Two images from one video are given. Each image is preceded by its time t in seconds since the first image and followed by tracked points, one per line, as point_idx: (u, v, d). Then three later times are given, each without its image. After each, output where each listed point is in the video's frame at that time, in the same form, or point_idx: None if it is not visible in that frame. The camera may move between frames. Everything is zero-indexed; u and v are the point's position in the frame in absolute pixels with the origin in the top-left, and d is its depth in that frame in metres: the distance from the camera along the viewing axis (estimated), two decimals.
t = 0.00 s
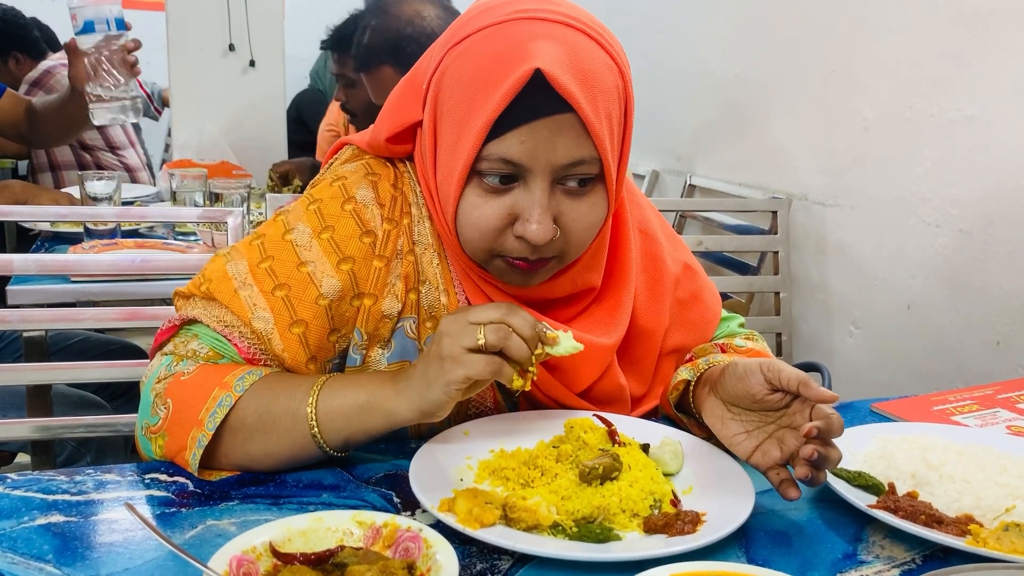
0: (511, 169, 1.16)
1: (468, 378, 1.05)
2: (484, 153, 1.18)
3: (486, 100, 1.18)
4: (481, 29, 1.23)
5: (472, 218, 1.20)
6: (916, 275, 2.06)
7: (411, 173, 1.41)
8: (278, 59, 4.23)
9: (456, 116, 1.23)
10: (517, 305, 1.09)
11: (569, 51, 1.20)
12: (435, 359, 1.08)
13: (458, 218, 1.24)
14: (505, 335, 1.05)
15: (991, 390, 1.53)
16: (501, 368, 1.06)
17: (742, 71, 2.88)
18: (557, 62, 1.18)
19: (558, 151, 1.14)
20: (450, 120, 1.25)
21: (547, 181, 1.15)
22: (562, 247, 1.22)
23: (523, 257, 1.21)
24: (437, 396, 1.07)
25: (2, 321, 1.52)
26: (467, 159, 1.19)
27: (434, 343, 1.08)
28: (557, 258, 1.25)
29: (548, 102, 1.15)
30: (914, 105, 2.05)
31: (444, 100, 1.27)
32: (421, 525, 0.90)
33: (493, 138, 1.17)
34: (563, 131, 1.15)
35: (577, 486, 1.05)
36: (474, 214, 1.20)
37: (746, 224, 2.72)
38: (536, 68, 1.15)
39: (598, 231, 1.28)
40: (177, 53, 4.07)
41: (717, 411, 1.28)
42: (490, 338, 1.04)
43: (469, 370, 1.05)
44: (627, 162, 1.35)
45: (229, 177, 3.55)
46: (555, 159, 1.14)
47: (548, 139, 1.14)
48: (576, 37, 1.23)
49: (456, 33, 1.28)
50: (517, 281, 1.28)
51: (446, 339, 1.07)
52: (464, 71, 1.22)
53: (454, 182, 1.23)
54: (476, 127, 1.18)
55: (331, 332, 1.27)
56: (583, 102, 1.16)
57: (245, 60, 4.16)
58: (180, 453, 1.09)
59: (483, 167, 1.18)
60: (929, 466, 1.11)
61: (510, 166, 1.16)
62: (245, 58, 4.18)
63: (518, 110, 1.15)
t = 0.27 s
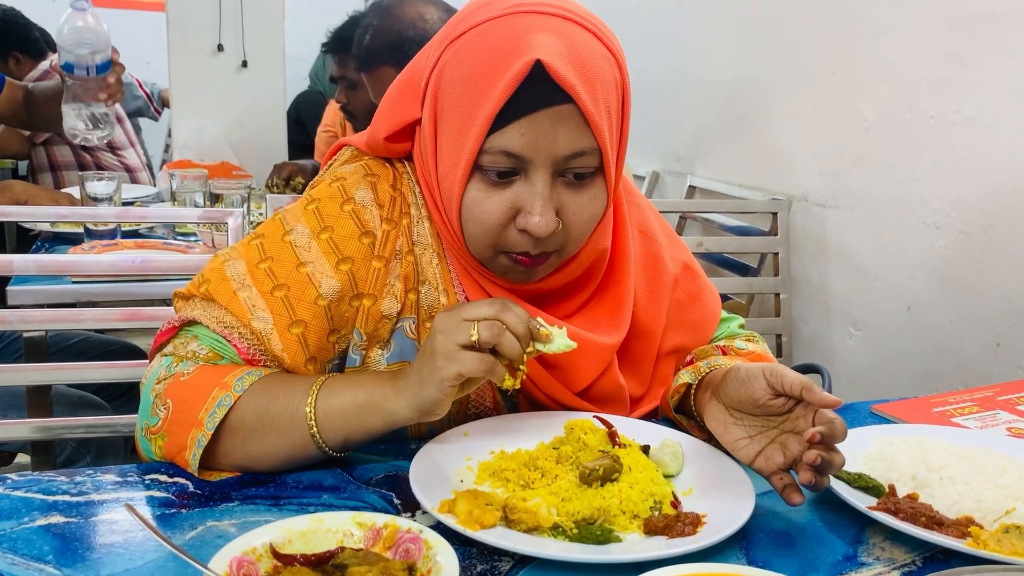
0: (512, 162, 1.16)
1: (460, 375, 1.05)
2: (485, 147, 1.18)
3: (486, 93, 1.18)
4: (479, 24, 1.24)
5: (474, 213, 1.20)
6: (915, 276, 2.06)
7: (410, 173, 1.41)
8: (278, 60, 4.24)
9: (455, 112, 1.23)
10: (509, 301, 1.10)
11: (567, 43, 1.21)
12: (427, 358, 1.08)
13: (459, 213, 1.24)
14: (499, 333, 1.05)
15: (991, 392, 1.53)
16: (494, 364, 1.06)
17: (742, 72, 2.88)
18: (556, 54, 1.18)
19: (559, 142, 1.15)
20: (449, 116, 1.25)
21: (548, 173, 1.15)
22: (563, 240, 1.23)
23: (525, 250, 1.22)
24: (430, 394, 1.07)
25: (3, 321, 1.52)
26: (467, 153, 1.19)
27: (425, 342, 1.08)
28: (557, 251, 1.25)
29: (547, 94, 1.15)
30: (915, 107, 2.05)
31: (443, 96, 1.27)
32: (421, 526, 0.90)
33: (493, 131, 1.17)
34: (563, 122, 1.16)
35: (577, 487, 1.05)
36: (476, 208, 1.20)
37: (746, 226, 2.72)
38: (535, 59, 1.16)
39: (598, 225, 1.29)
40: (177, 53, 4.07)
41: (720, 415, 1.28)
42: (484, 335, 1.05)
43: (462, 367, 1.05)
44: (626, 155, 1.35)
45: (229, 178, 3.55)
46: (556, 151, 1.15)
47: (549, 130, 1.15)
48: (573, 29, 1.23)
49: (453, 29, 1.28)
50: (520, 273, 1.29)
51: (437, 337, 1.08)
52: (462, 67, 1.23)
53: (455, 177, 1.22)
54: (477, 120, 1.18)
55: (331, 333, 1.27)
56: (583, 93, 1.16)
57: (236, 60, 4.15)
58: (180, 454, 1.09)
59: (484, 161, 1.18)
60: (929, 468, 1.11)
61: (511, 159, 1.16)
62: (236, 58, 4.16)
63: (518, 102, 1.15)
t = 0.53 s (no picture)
0: (511, 159, 1.16)
1: (457, 374, 1.05)
2: (484, 143, 1.18)
3: (485, 89, 1.18)
4: (478, 22, 1.24)
5: (473, 210, 1.20)
6: (915, 278, 2.07)
7: (410, 173, 1.41)
8: (279, 60, 4.24)
9: (455, 108, 1.23)
10: (509, 300, 1.10)
11: (566, 39, 1.21)
12: (425, 356, 1.08)
13: (459, 210, 1.24)
14: (499, 332, 1.05)
15: (991, 393, 1.53)
16: (491, 363, 1.06)
17: (742, 74, 2.88)
18: (554, 50, 1.18)
19: (559, 138, 1.15)
20: (449, 113, 1.25)
21: (548, 170, 1.15)
22: (563, 237, 1.23)
23: (524, 246, 1.22)
24: (428, 393, 1.07)
25: (3, 322, 1.52)
26: (467, 149, 1.19)
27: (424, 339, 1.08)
28: (557, 249, 1.26)
29: (545, 89, 1.15)
30: (915, 108, 2.05)
31: (443, 94, 1.27)
32: (421, 527, 0.90)
33: (493, 127, 1.17)
34: (563, 119, 1.16)
35: (578, 488, 1.05)
36: (476, 205, 1.20)
37: (747, 227, 2.72)
38: (534, 54, 1.16)
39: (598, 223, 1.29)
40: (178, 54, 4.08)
41: (720, 416, 1.28)
42: (483, 334, 1.05)
43: (459, 366, 1.05)
44: (625, 152, 1.35)
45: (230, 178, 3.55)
46: (555, 147, 1.15)
47: (548, 127, 1.15)
48: (571, 25, 1.23)
49: (453, 27, 1.28)
50: (520, 270, 1.29)
51: (436, 335, 1.08)
52: (462, 64, 1.23)
53: (455, 174, 1.23)
54: (477, 117, 1.18)
55: (332, 333, 1.27)
56: (582, 89, 1.16)
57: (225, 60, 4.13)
58: (180, 454, 1.09)
59: (484, 158, 1.18)
60: (929, 469, 1.11)
61: (511, 156, 1.16)
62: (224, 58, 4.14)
63: (518, 98, 1.15)
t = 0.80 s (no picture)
0: (514, 163, 1.16)
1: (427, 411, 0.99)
2: (489, 147, 1.18)
3: (490, 94, 1.19)
4: (483, 25, 1.24)
5: (476, 213, 1.21)
6: (917, 279, 2.07)
7: (412, 174, 1.41)
8: (280, 61, 4.24)
9: (459, 112, 1.23)
10: (507, 351, 1.01)
11: (571, 44, 1.21)
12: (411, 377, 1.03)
13: (462, 212, 1.25)
14: (480, 384, 0.97)
15: (992, 395, 1.53)
16: (465, 412, 0.99)
17: (744, 74, 2.88)
18: (560, 55, 1.18)
19: (563, 143, 1.15)
20: (452, 115, 1.25)
21: (551, 174, 1.16)
22: (565, 240, 1.23)
23: (526, 248, 1.22)
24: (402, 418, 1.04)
25: (5, 322, 1.53)
26: (471, 153, 1.19)
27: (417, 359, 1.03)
28: (560, 251, 1.26)
29: (551, 95, 1.16)
30: (916, 109, 2.05)
31: (446, 96, 1.27)
32: (423, 527, 0.90)
33: (497, 131, 1.17)
34: (567, 124, 1.16)
35: (579, 489, 1.04)
36: (479, 208, 1.20)
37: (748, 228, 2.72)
38: (539, 60, 1.16)
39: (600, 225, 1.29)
40: (179, 54, 4.08)
41: (720, 417, 1.28)
42: (461, 382, 0.97)
43: (428, 405, 0.98)
44: (627, 155, 1.36)
45: (231, 179, 3.56)
46: (559, 151, 1.15)
47: (552, 132, 1.15)
48: (576, 29, 1.23)
49: (458, 29, 1.28)
50: (521, 271, 1.29)
51: (426, 362, 1.02)
52: (467, 66, 1.23)
53: (458, 176, 1.23)
54: (482, 121, 1.18)
55: (335, 333, 1.27)
56: (586, 94, 1.16)
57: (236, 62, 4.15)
58: (177, 454, 1.09)
59: (488, 162, 1.18)
60: (930, 470, 1.11)
61: (515, 161, 1.16)
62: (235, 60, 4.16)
63: (523, 103, 1.15)
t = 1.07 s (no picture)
0: (519, 165, 1.17)
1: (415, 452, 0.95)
2: (494, 148, 1.18)
3: (496, 96, 1.19)
4: (490, 24, 1.24)
5: (481, 212, 1.21)
6: (917, 279, 2.07)
7: (413, 172, 1.42)
8: (281, 60, 4.24)
9: (464, 111, 1.24)
10: (518, 433, 0.95)
11: (578, 48, 1.21)
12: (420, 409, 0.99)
13: (466, 210, 1.25)
14: (475, 452, 0.92)
15: (993, 394, 1.53)
16: (449, 468, 0.94)
17: (745, 74, 2.88)
18: (566, 59, 1.18)
19: (567, 146, 1.15)
20: (458, 114, 1.25)
21: (554, 176, 1.16)
22: (565, 240, 1.24)
23: (528, 247, 1.23)
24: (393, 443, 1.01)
25: (6, 320, 1.53)
26: (476, 153, 1.20)
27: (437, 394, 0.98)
28: (560, 248, 1.26)
29: (559, 99, 1.16)
30: (917, 109, 2.05)
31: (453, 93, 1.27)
32: (424, 526, 0.91)
33: (503, 133, 1.18)
34: (571, 127, 1.16)
35: (580, 488, 1.03)
36: (483, 207, 1.21)
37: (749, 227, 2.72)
38: (548, 65, 1.16)
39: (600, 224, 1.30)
40: (181, 52, 4.08)
41: (720, 417, 1.28)
42: (458, 443, 0.92)
43: (419, 448, 0.94)
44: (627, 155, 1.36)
45: (233, 177, 3.56)
46: (563, 153, 1.15)
47: (556, 135, 1.15)
48: (583, 31, 1.23)
49: (463, 28, 1.28)
50: (521, 267, 1.30)
51: (442, 405, 0.97)
52: (474, 65, 1.23)
53: (463, 174, 1.23)
54: (487, 123, 1.18)
55: (337, 329, 1.28)
56: (591, 98, 1.17)
57: (245, 61, 4.16)
58: (180, 454, 1.08)
59: (492, 162, 1.19)
60: (931, 469, 1.11)
61: (519, 163, 1.16)
62: (244, 59, 4.18)
63: (529, 107, 1.16)
